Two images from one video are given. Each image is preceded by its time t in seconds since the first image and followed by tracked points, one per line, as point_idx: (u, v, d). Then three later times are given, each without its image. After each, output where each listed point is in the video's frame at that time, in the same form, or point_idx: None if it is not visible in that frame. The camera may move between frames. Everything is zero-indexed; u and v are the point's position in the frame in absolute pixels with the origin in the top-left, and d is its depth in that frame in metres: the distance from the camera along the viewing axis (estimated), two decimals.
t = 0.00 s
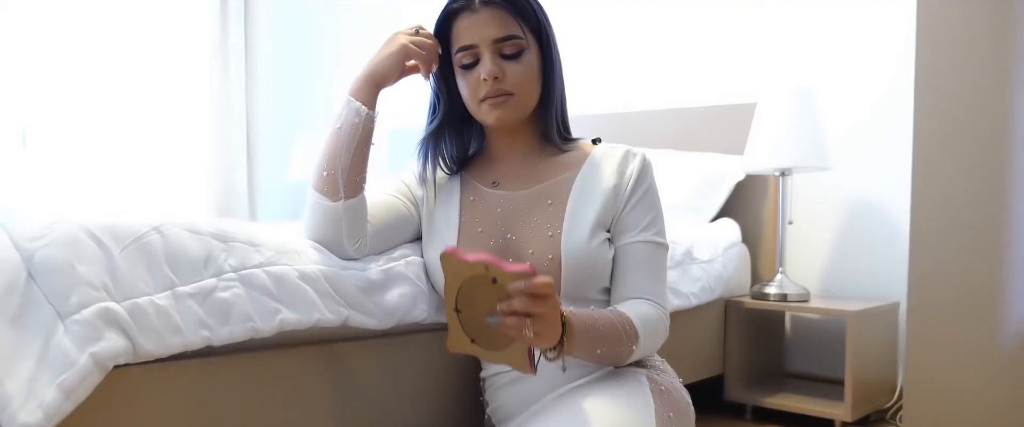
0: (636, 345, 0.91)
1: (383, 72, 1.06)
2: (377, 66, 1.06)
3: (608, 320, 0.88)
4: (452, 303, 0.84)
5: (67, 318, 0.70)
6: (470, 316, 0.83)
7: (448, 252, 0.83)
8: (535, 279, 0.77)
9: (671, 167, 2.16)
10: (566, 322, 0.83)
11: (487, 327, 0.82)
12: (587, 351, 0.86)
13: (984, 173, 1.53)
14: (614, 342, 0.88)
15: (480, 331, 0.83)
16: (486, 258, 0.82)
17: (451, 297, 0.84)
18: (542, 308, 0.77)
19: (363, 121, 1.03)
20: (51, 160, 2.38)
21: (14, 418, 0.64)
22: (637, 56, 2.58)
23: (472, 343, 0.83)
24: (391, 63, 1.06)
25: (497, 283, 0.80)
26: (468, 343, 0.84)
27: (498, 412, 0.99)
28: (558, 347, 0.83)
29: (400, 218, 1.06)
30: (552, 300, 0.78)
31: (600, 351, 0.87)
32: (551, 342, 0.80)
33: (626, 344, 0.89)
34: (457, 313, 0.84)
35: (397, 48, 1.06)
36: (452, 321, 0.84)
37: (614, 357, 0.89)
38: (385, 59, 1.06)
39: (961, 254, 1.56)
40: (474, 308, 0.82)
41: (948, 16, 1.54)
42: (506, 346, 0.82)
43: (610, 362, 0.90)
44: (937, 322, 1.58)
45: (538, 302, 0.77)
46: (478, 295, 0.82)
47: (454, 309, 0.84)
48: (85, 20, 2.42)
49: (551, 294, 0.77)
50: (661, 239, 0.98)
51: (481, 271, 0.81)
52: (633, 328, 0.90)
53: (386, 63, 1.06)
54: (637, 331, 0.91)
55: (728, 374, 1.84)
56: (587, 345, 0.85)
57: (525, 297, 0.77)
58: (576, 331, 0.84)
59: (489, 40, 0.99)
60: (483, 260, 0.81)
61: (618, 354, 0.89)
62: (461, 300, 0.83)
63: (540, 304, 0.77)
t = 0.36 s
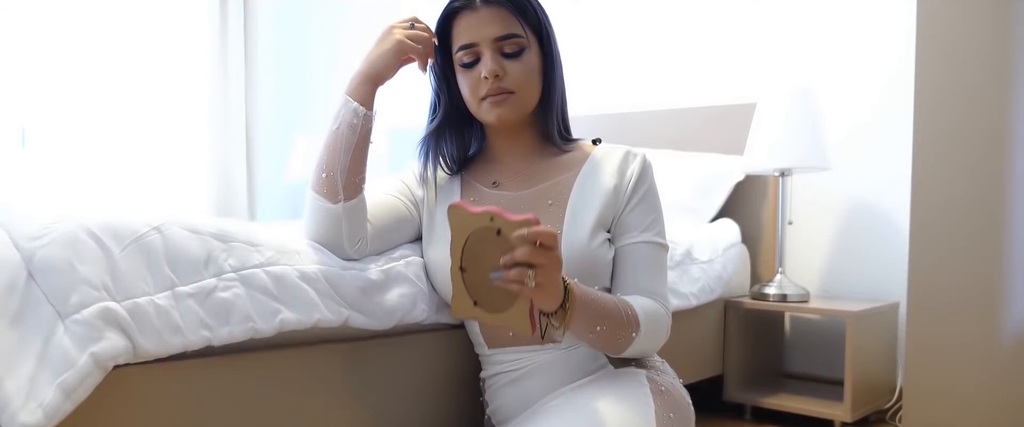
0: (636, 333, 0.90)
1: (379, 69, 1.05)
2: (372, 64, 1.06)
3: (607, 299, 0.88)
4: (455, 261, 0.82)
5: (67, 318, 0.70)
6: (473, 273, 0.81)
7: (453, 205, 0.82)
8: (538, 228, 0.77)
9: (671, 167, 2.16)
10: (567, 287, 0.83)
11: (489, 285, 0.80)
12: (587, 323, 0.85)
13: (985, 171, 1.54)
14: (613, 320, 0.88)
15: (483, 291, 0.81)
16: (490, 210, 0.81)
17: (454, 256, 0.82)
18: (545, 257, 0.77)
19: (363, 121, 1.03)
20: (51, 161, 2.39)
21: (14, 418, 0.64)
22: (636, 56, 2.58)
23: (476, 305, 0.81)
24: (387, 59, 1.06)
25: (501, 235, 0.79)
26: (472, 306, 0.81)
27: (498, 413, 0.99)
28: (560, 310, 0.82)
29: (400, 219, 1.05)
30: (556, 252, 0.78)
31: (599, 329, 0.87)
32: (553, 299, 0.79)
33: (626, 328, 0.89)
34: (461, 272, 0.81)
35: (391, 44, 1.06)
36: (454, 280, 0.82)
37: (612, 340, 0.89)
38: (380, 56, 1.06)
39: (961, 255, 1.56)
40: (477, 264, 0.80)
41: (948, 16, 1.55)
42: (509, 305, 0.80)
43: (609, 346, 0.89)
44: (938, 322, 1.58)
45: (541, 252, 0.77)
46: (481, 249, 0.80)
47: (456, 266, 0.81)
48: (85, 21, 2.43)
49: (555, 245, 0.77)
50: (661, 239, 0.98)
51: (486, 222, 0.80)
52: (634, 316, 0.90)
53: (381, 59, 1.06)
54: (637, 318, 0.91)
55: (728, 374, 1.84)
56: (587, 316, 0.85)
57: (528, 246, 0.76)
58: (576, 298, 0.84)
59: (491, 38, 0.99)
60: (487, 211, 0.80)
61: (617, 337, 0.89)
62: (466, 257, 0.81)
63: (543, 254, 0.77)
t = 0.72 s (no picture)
0: (636, 325, 0.90)
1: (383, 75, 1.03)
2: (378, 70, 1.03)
3: (611, 285, 0.89)
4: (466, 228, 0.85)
5: (67, 320, 0.70)
6: (484, 237, 0.84)
7: (471, 166, 0.86)
8: (549, 190, 0.80)
9: (671, 169, 2.17)
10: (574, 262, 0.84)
11: (496, 252, 0.84)
12: (589, 304, 0.86)
13: (985, 171, 1.54)
14: (616, 306, 0.88)
15: (491, 257, 0.84)
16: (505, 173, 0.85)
17: (466, 220, 0.85)
18: (553, 220, 0.80)
19: (369, 131, 1.01)
20: (57, 155, 2.64)
21: (14, 420, 0.64)
22: (640, 57, 2.57)
23: (480, 272, 0.84)
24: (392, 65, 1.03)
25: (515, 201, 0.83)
26: (478, 273, 0.84)
27: (498, 415, 0.99)
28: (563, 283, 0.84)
29: (399, 221, 1.05)
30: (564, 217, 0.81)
31: (601, 312, 0.87)
32: (556, 266, 0.82)
33: (628, 318, 0.89)
34: (471, 238, 0.85)
35: (396, 47, 1.03)
36: (463, 246, 0.85)
37: (613, 329, 0.89)
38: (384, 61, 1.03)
39: (961, 255, 1.56)
40: (486, 230, 0.84)
41: (949, 15, 1.55)
42: (513, 272, 0.84)
43: (609, 334, 0.89)
44: (938, 322, 1.58)
45: (550, 214, 0.79)
46: (492, 215, 0.84)
47: (466, 232, 0.85)
48: (100, 29, 2.73)
49: (564, 210, 0.80)
50: (661, 242, 0.99)
51: (500, 184, 0.84)
52: (637, 308, 0.91)
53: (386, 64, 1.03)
54: (638, 310, 0.91)
55: (727, 376, 1.84)
56: (589, 296, 0.86)
57: (539, 207, 0.79)
58: (582, 275, 0.85)
59: (492, 38, 0.99)
60: (502, 173, 0.84)
61: (618, 326, 0.89)
62: (477, 222, 0.85)
63: (551, 216, 0.80)
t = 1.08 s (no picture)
0: (636, 318, 0.91)
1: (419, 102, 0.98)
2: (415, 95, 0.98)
3: (614, 272, 0.89)
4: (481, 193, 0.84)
5: (66, 323, 0.70)
6: (500, 204, 0.83)
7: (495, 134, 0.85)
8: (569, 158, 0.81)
9: (671, 172, 2.16)
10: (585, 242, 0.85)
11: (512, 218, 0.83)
12: (594, 289, 0.86)
13: (984, 171, 1.54)
14: (619, 294, 0.88)
15: (503, 226, 0.83)
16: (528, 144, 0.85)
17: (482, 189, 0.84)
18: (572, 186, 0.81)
19: (399, 157, 0.96)
20: (59, 154, 2.65)
21: (13, 423, 0.63)
22: (638, 59, 2.58)
23: (492, 240, 0.83)
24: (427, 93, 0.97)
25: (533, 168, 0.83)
26: (488, 242, 0.83)
27: (496, 418, 0.98)
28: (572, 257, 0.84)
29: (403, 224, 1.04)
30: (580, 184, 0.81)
31: (603, 297, 0.87)
32: (569, 236, 0.82)
33: (629, 309, 0.89)
34: (486, 204, 0.83)
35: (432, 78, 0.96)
36: (477, 212, 0.83)
37: (613, 318, 0.89)
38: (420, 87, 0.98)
39: (962, 255, 1.56)
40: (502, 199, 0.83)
41: (949, 15, 1.55)
42: (525, 240, 0.83)
43: (610, 323, 0.89)
44: (937, 323, 1.57)
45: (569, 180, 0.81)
46: (507, 181, 0.83)
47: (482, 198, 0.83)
48: (100, 32, 2.74)
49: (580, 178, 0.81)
50: (661, 246, 0.99)
51: (523, 152, 0.84)
52: (639, 301, 0.91)
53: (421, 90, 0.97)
54: (639, 303, 0.91)
55: (727, 378, 1.84)
56: (593, 277, 0.86)
57: (559, 173, 0.80)
58: (590, 258, 0.85)
59: (493, 35, 0.99)
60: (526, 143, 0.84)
61: (619, 316, 0.89)
62: (494, 190, 0.83)
63: (569, 183, 0.81)
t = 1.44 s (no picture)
0: (640, 313, 0.92)
1: (465, 148, 0.93)
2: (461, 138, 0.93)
3: (622, 267, 0.92)
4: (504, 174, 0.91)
5: (65, 325, 0.70)
6: (515, 184, 0.89)
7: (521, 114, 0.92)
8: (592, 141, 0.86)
9: (671, 174, 2.17)
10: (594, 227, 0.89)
11: (528, 199, 0.88)
12: (601, 275, 0.89)
13: (984, 170, 1.54)
14: (623, 285, 0.90)
15: (517, 205, 0.88)
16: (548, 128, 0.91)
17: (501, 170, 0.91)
18: (590, 168, 0.85)
19: (429, 191, 0.95)
20: (59, 154, 2.65)
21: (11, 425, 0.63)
22: (638, 60, 2.58)
23: (505, 219, 0.88)
24: (475, 139, 0.91)
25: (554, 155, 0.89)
26: (502, 220, 0.88)
27: (495, 421, 0.98)
28: (583, 242, 0.87)
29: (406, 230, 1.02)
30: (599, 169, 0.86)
31: (609, 287, 0.89)
32: (581, 217, 0.85)
33: (633, 304, 0.91)
34: (504, 184, 0.90)
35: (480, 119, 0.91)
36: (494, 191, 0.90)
37: (617, 311, 0.91)
38: (467, 133, 0.92)
39: (962, 255, 1.56)
40: (519, 180, 0.89)
41: (949, 15, 1.55)
42: (542, 218, 0.87)
43: (613, 315, 0.91)
44: (936, 324, 1.57)
45: (589, 161, 0.85)
46: (528, 165, 0.89)
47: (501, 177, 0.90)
48: (101, 34, 2.75)
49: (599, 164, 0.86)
50: (661, 251, 0.99)
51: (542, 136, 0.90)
52: (644, 301, 0.93)
53: (468, 136, 0.92)
54: (644, 299, 0.93)
55: (727, 379, 1.84)
56: (601, 266, 0.88)
57: (580, 155, 0.85)
58: (599, 244, 0.88)
59: (498, 32, 1.00)
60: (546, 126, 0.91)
61: (622, 310, 0.91)
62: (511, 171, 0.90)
63: (589, 164, 0.85)
